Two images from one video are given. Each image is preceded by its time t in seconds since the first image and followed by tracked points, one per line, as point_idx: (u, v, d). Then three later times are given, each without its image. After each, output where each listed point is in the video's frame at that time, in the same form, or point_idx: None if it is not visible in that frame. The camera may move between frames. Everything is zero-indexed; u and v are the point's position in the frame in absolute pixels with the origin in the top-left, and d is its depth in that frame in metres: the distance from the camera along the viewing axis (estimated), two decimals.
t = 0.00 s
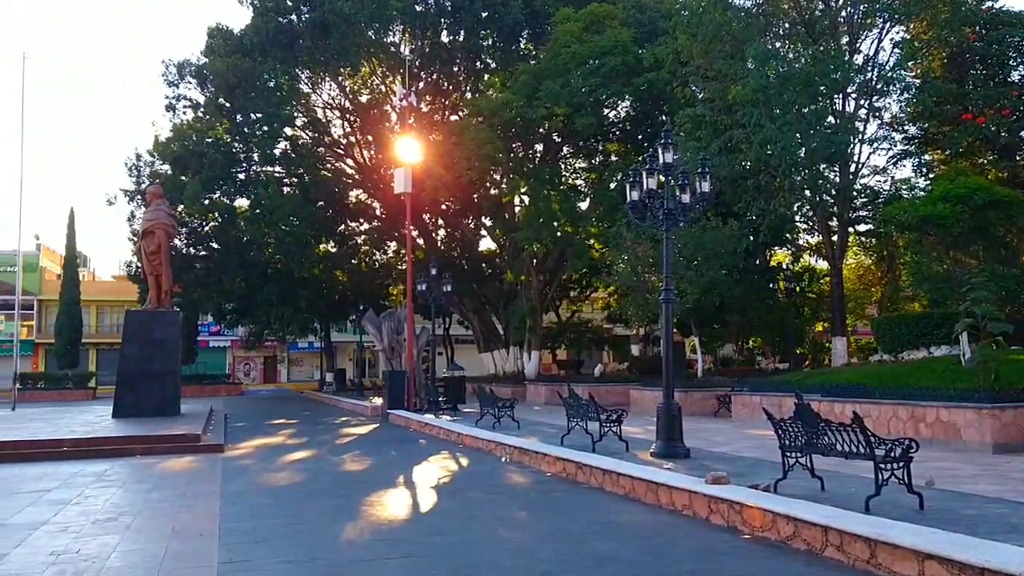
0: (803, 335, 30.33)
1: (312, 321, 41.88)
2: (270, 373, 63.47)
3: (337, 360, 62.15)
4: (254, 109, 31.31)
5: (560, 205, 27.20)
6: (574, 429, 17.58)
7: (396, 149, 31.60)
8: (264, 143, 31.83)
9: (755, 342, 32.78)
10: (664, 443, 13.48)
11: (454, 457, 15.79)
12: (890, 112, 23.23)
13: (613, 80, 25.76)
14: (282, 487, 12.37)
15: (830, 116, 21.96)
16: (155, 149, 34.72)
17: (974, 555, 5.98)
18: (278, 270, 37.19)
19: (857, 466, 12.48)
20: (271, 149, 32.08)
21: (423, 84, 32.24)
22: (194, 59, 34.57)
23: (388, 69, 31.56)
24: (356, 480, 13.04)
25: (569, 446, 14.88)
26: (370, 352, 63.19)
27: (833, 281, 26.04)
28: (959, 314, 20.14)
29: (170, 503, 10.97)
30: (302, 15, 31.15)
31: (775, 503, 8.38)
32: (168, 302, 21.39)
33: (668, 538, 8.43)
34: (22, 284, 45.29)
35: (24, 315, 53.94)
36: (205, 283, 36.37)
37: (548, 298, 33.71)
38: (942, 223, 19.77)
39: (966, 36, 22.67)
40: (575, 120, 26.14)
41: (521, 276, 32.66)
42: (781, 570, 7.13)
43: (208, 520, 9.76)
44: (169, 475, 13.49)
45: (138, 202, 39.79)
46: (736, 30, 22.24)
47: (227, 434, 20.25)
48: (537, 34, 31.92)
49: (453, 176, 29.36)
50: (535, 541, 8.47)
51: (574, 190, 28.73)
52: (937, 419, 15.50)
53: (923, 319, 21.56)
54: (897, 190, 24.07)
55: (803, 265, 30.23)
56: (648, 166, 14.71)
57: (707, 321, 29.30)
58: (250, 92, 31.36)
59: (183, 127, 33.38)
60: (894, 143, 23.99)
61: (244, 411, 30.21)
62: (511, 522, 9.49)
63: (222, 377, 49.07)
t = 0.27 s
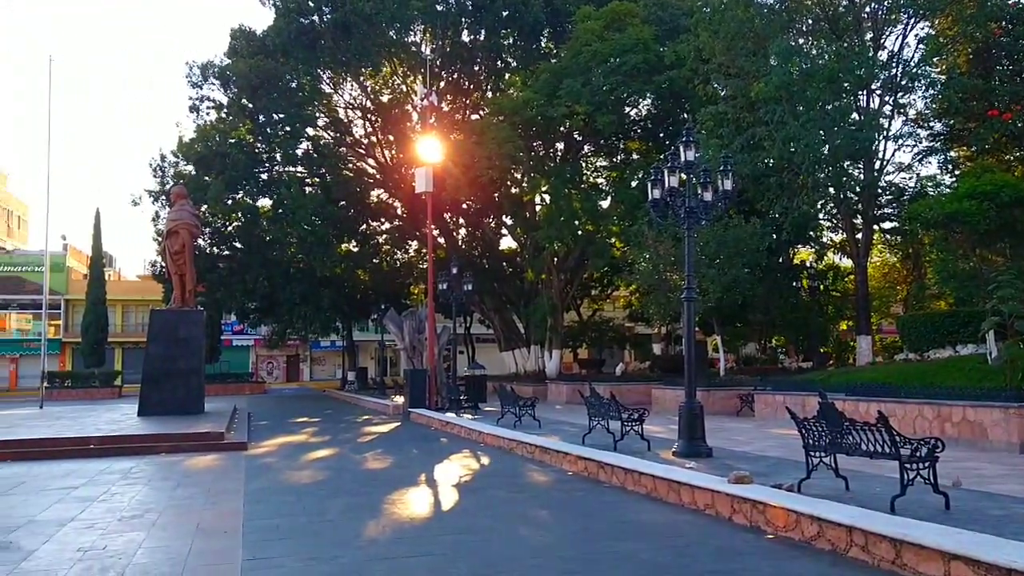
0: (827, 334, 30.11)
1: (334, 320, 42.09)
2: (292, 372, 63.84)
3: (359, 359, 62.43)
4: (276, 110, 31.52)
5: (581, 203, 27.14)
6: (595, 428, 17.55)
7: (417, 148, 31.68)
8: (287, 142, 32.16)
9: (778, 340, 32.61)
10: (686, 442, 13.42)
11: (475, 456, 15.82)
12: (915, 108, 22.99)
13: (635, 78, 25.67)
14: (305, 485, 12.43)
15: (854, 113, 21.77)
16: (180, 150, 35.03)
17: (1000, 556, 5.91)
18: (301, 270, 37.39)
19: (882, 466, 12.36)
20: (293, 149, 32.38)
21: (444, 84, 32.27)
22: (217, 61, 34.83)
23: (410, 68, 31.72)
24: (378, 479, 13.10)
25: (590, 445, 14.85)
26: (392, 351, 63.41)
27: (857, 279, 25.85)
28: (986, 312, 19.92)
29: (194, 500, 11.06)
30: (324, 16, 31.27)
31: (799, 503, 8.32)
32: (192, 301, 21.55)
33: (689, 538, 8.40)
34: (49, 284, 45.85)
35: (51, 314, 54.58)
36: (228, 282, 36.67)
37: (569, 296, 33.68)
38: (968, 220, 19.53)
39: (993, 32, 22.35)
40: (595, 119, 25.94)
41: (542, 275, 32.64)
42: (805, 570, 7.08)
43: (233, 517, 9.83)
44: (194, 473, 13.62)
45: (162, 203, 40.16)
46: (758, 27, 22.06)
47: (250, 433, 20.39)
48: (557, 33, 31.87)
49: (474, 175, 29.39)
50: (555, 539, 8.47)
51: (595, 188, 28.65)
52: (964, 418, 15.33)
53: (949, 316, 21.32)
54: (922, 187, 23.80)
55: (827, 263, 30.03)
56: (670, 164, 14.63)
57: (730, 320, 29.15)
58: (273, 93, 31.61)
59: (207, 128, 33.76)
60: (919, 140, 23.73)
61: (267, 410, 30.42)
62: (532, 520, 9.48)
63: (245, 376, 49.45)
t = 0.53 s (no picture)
0: (855, 333, 29.81)
1: (359, 319, 42.30)
2: (318, 370, 64.21)
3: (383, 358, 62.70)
4: (301, 109, 31.74)
5: (605, 201, 27.05)
6: (620, 427, 17.50)
7: (441, 147, 31.76)
8: (312, 143, 32.08)
9: (804, 339, 32.35)
10: (711, 441, 13.35)
11: (499, 454, 15.83)
12: (943, 104, 22.68)
13: (658, 75, 25.60)
14: (331, 483, 12.51)
15: (882, 109, 21.56)
16: (206, 150, 35.35)
17: None
18: (326, 269, 37.59)
19: (911, 466, 12.23)
20: (318, 148, 32.33)
21: (468, 83, 32.13)
22: (243, 61, 35.11)
23: (433, 68, 32.31)
24: (404, 477, 13.15)
25: (615, 444, 14.81)
26: (416, 350, 63.63)
27: (885, 277, 25.58)
28: (1017, 309, 19.66)
29: (222, 497, 11.16)
30: (348, 16, 31.29)
31: (826, 503, 8.24)
32: (218, 300, 21.74)
33: (716, 538, 8.35)
34: (79, 283, 46.45)
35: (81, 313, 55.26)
36: (254, 282, 36.96)
37: (593, 295, 33.62)
38: (999, 217, 19.22)
39: None
40: (620, 117, 25.87)
41: (566, 274, 32.61)
42: (833, 570, 7.01)
43: (259, 515, 9.90)
44: (221, 470, 13.74)
45: (189, 203, 40.55)
46: (784, 23, 21.79)
47: (276, 431, 20.53)
48: (581, 30, 31.82)
49: (498, 174, 29.38)
50: (581, 538, 8.46)
51: (619, 186, 28.58)
52: (994, 417, 15.14)
53: (980, 314, 21.04)
54: (952, 184, 23.49)
55: (854, 261, 29.76)
56: (694, 161, 14.55)
57: (756, 318, 28.96)
58: (298, 93, 31.76)
59: (233, 128, 34.01)
60: (947, 136, 23.43)
61: (293, 408, 30.62)
62: (557, 519, 9.47)
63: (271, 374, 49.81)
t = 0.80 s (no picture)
0: (888, 332, 29.46)
1: (388, 319, 42.51)
2: (347, 370, 64.56)
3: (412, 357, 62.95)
4: (330, 110, 31.98)
5: (633, 200, 26.92)
6: (649, 427, 17.43)
7: (468, 147, 31.84)
8: (340, 143, 32.91)
9: (836, 338, 32.03)
10: (742, 441, 13.26)
11: (528, 453, 15.83)
12: (977, 99, 22.33)
13: (687, 73, 25.46)
14: (361, 482, 12.58)
15: (914, 105, 21.31)
16: (237, 152, 35.69)
17: None
18: (355, 269, 37.80)
19: (946, 466, 12.06)
20: (347, 149, 33.18)
21: (494, 82, 32.22)
22: (273, 63, 35.41)
23: (461, 68, 32.37)
24: (433, 475, 13.19)
25: (644, 444, 14.74)
26: (444, 350, 63.81)
27: (918, 275, 25.26)
28: None
29: (254, 495, 11.27)
30: (376, 18, 31.59)
31: (860, 504, 8.15)
32: (249, 301, 21.92)
33: (747, 538, 8.29)
34: (113, 284, 47.09)
35: (116, 313, 56.01)
36: (284, 282, 37.28)
37: (621, 294, 33.54)
38: None
39: None
40: (648, 115, 25.78)
41: (594, 273, 32.54)
42: (867, 571, 6.93)
43: (290, 513, 9.98)
44: (253, 469, 13.87)
45: (220, 204, 40.97)
46: (816, 18, 21.39)
47: (306, 430, 20.69)
48: (609, 29, 31.74)
49: (526, 174, 29.36)
50: (611, 538, 8.43)
51: (647, 185, 28.47)
52: None
53: (1016, 313, 20.71)
54: (987, 180, 23.12)
55: (887, 259, 29.44)
56: (723, 160, 14.46)
57: (786, 317, 28.71)
58: (327, 95, 31.99)
59: (262, 130, 34.31)
60: (982, 132, 23.07)
61: (322, 407, 30.84)
62: (586, 519, 9.45)
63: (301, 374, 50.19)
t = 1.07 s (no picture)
0: (922, 330, 29.07)
1: (416, 317, 42.68)
2: (376, 368, 64.89)
3: (440, 356, 63.14)
4: (359, 110, 32.20)
5: (661, 197, 26.81)
6: (678, 426, 17.33)
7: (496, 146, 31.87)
8: (368, 143, 33.44)
9: (868, 336, 31.68)
10: (772, 440, 13.15)
11: (556, 452, 15.81)
12: (1012, 94, 21.96)
13: (716, 69, 25.29)
14: (390, 479, 12.64)
15: (947, 100, 21.05)
16: (267, 152, 36.00)
17: None
18: (383, 268, 37.98)
19: (981, 466, 11.87)
20: (374, 148, 33.64)
21: (522, 80, 32.16)
22: (302, 64, 35.67)
23: (488, 66, 32.14)
24: (462, 473, 13.22)
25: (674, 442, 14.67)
26: (472, 348, 63.93)
27: (952, 272, 24.94)
28: None
29: (284, 492, 11.36)
30: (404, 17, 31.59)
31: (892, 503, 8.05)
32: (279, 299, 22.09)
33: (778, 538, 8.21)
34: (146, 283, 47.70)
35: (148, 312, 56.72)
36: (313, 281, 37.57)
37: (650, 292, 33.41)
38: None
39: None
40: (676, 112, 25.68)
41: (622, 271, 32.45)
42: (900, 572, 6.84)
43: (320, 509, 10.04)
44: (283, 466, 13.98)
45: (250, 204, 41.35)
46: (846, 12, 21.20)
47: (336, 427, 20.83)
48: (636, 26, 31.65)
49: (554, 172, 29.30)
50: (640, 537, 8.39)
51: (675, 182, 28.33)
52: None
53: None
54: (1022, 176, 22.74)
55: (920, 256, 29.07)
56: (753, 156, 14.33)
57: (818, 315, 28.44)
58: (355, 94, 32.24)
59: (291, 130, 34.57)
60: (1017, 127, 22.67)
61: (351, 405, 31.04)
62: (614, 518, 9.42)
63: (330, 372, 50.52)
